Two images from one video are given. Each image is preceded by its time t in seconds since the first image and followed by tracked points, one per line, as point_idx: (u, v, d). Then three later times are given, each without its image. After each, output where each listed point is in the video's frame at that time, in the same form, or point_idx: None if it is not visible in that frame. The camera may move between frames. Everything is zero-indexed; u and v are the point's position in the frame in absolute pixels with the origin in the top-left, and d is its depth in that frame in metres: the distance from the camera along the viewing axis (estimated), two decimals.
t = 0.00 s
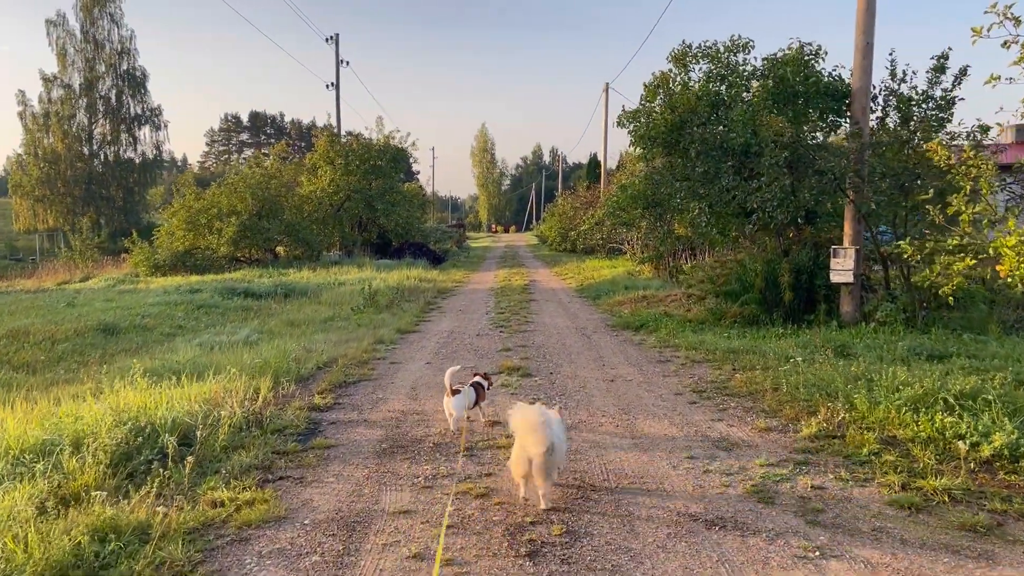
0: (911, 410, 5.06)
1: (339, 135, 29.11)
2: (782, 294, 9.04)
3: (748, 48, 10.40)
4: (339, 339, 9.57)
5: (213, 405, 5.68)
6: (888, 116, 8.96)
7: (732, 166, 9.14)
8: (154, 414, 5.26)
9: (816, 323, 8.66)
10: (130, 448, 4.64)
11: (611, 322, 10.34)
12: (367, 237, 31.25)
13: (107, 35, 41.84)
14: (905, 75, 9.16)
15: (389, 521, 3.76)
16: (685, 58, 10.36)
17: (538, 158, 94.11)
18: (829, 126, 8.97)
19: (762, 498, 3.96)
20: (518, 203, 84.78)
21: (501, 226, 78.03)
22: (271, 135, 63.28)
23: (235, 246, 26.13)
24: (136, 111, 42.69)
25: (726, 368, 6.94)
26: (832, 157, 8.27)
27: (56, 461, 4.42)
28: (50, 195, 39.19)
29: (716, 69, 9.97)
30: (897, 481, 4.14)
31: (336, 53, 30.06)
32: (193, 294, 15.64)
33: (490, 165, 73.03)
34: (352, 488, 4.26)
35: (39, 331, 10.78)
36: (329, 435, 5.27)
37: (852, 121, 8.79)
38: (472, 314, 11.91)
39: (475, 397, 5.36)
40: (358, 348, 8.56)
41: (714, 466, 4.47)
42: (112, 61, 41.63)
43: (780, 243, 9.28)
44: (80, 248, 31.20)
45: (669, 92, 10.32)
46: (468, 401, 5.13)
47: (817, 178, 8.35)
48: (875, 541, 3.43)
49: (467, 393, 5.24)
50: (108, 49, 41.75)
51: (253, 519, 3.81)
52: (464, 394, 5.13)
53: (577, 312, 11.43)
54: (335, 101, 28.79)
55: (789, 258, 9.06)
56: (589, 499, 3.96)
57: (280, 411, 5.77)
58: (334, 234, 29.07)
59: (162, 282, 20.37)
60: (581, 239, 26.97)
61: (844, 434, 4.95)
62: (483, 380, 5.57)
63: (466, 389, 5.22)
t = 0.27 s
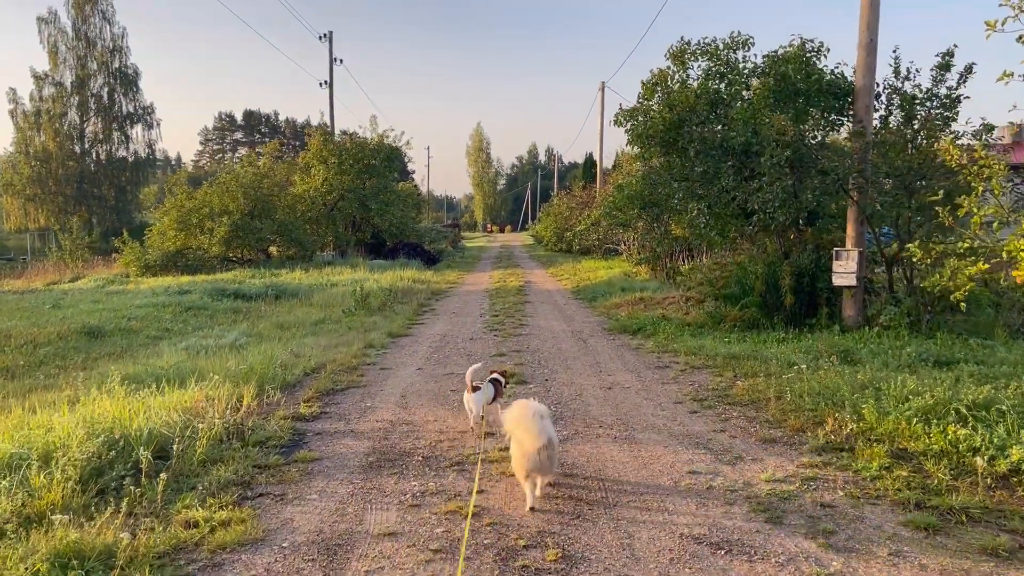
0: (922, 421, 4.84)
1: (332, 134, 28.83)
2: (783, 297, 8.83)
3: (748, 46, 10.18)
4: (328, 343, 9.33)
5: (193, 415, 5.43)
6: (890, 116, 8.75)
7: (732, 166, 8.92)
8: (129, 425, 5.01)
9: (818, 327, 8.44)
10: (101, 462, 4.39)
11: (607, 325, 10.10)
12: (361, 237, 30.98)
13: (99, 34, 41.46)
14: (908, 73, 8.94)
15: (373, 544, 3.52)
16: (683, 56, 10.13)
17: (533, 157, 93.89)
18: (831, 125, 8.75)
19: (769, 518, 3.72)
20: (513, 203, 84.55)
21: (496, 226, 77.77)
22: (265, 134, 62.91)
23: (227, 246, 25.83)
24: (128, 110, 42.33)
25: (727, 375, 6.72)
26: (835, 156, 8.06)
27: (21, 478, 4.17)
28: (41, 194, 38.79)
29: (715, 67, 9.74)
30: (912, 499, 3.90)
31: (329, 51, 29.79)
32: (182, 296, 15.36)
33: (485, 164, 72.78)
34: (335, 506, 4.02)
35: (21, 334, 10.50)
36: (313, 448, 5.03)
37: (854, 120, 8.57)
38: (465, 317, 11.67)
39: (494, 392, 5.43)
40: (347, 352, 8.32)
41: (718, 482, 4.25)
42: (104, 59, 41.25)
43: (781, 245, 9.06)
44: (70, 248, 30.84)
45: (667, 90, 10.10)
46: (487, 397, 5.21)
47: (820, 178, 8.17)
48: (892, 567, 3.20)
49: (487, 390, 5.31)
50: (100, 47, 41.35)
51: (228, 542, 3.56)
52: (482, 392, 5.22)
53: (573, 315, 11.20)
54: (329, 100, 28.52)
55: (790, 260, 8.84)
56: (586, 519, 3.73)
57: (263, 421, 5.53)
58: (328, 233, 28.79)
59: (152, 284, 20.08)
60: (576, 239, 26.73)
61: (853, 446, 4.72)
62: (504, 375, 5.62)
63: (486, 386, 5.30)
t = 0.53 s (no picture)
0: (937, 425, 4.62)
1: (328, 129, 28.56)
2: (787, 295, 8.61)
3: (750, 38, 9.95)
4: (320, 342, 9.09)
5: (175, 418, 5.19)
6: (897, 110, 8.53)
7: (734, 161, 8.69)
8: (106, 429, 4.76)
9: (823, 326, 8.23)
10: (74, 469, 4.14)
11: (606, 323, 9.88)
12: (357, 234, 30.72)
13: (94, 28, 41.08)
14: (914, 66, 8.72)
15: (359, 559, 3.29)
16: (684, 48, 9.90)
17: (531, 154, 93.62)
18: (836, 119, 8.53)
19: (781, 530, 3.50)
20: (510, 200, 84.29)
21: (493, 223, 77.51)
22: (262, 130, 62.57)
23: (222, 243, 25.56)
24: (123, 106, 42.00)
25: (731, 376, 6.49)
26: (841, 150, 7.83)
27: None
28: (35, 190, 38.45)
29: (716, 59, 9.51)
30: (932, 510, 3.68)
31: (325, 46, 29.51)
32: (173, 293, 15.10)
33: (482, 161, 72.52)
34: (320, 516, 3.79)
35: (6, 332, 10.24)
36: (300, 453, 4.80)
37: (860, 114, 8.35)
38: (462, 315, 11.43)
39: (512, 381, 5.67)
40: (339, 351, 8.09)
41: (726, 490, 4.02)
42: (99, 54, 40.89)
43: (785, 242, 8.84)
44: (64, 244, 30.53)
45: (668, 83, 9.86)
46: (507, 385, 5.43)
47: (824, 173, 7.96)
48: None
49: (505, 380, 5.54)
50: (94, 42, 40.96)
51: (204, 556, 3.33)
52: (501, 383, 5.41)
53: (571, 313, 10.97)
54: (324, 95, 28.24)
55: (794, 257, 8.62)
56: (587, 531, 3.50)
57: (248, 425, 5.30)
58: (323, 230, 28.54)
59: (144, 280, 19.80)
60: (574, 236, 26.51)
61: (866, 452, 4.49)
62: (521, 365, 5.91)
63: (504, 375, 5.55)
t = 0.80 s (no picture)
0: (955, 438, 4.39)
1: (323, 126, 28.28)
2: (790, 298, 8.39)
3: (753, 33, 9.72)
4: (311, 344, 8.85)
5: (156, 428, 4.95)
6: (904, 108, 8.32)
7: (737, 159, 8.48)
8: (82, 440, 4.52)
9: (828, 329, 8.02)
10: (45, 485, 3.90)
11: (605, 326, 9.65)
12: (352, 232, 30.47)
13: (88, 24, 40.66)
14: (922, 63, 8.50)
15: None
16: (685, 44, 9.67)
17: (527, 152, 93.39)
18: (842, 117, 8.30)
19: (797, 555, 3.27)
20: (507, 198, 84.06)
21: (490, 221, 77.25)
22: (257, 127, 62.20)
23: (215, 241, 25.28)
24: (117, 102, 41.65)
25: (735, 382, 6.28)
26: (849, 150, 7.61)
27: None
28: (28, 187, 38.10)
29: (718, 56, 9.29)
30: (955, 532, 3.44)
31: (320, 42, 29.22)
32: (164, 292, 14.84)
33: (479, 159, 72.25)
34: (304, 537, 3.56)
35: None
36: (286, 465, 4.57)
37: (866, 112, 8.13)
38: (457, 316, 11.20)
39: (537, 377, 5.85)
40: (331, 355, 7.85)
41: (737, 509, 3.79)
42: (93, 50, 40.46)
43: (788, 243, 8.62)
44: (56, 242, 30.21)
45: (668, 79, 9.63)
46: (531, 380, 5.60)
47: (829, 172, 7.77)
48: None
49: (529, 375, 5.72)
50: (88, 38, 40.54)
51: None
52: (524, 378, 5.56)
53: (569, 315, 10.74)
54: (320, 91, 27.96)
55: (798, 259, 8.41)
56: (589, 557, 3.27)
57: (232, 435, 5.06)
58: (318, 228, 28.28)
59: (136, 279, 19.53)
60: (571, 235, 26.29)
61: (880, 466, 4.27)
62: (543, 361, 6.11)
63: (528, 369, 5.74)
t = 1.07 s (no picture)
0: (973, 445, 4.18)
1: (319, 121, 28.01)
2: (794, 297, 8.18)
3: (756, 25, 9.49)
4: (302, 343, 8.63)
5: (134, 432, 4.73)
6: (910, 102, 8.10)
7: (739, 154, 8.26)
8: (54, 445, 4.29)
9: (832, 328, 7.81)
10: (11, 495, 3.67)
11: (604, 324, 9.44)
12: (348, 228, 30.21)
13: (82, 18, 40.28)
14: (929, 56, 8.28)
15: None
16: (686, 36, 9.44)
17: (524, 148, 93.11)
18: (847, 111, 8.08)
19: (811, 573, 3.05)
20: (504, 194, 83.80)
21: (487, 218, 76.99)
22: (253, 123, 61.87)
23: (209, 237, 25.02)
24: (112, 97, 41.33)
25: (739, 383, 6.06)
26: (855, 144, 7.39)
27: None
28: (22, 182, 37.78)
29: (720, 48, 9.06)
30: (979, 548, 3.22)
31: (316, 36, 28.94)
32: (155, 289, 14.60)
33: (476, 155, 71.96)
34: (283, 552, 3.33)
35: None
36: (268, 472, 4.34)
37: (872, 105, 7.92)
38: (453, 314, 10.97)
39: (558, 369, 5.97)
40: (322, 354, 7.62)
41: (744, 522, 3.57)
42: (87, 44, 40.09)
43: (791, 240, 8.40)
44: (49, 237, 29.93)
45: (669, 72, 9.40)
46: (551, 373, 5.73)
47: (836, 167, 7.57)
48: None
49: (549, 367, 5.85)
50: (83, 32, 40.17)
51: None
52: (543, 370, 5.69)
53: (567, 313, 10.52)
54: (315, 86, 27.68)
55: (802, 256, 8.20)
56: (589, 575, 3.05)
57: (214, 440, 4.84)
58: (313, 224, 28.02)
59: (128, 275, 19.28)
60: (568, 231, 26.05)
61: (894, 475, 4.06)
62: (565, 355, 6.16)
63: (547, 361, 5.89)
